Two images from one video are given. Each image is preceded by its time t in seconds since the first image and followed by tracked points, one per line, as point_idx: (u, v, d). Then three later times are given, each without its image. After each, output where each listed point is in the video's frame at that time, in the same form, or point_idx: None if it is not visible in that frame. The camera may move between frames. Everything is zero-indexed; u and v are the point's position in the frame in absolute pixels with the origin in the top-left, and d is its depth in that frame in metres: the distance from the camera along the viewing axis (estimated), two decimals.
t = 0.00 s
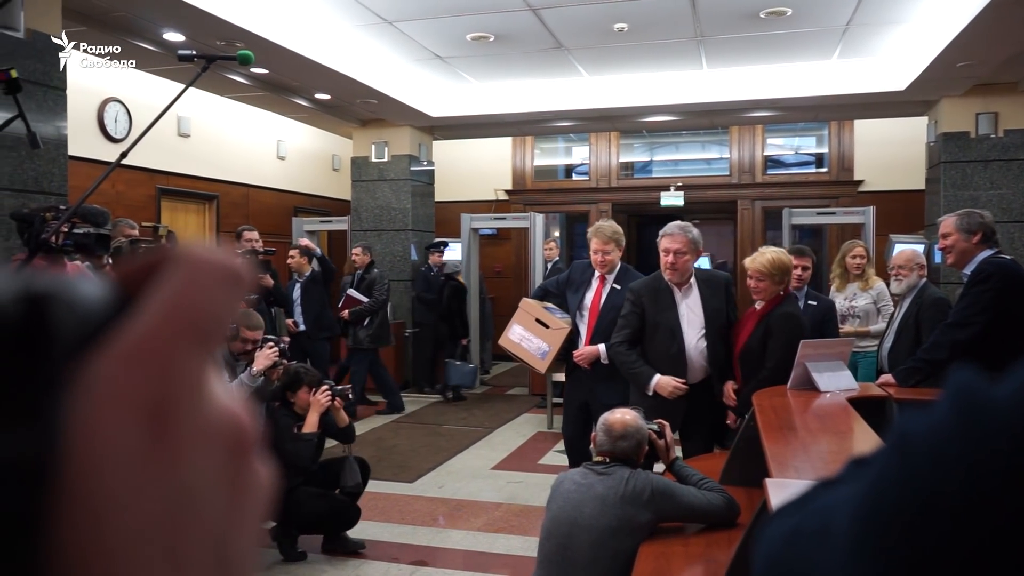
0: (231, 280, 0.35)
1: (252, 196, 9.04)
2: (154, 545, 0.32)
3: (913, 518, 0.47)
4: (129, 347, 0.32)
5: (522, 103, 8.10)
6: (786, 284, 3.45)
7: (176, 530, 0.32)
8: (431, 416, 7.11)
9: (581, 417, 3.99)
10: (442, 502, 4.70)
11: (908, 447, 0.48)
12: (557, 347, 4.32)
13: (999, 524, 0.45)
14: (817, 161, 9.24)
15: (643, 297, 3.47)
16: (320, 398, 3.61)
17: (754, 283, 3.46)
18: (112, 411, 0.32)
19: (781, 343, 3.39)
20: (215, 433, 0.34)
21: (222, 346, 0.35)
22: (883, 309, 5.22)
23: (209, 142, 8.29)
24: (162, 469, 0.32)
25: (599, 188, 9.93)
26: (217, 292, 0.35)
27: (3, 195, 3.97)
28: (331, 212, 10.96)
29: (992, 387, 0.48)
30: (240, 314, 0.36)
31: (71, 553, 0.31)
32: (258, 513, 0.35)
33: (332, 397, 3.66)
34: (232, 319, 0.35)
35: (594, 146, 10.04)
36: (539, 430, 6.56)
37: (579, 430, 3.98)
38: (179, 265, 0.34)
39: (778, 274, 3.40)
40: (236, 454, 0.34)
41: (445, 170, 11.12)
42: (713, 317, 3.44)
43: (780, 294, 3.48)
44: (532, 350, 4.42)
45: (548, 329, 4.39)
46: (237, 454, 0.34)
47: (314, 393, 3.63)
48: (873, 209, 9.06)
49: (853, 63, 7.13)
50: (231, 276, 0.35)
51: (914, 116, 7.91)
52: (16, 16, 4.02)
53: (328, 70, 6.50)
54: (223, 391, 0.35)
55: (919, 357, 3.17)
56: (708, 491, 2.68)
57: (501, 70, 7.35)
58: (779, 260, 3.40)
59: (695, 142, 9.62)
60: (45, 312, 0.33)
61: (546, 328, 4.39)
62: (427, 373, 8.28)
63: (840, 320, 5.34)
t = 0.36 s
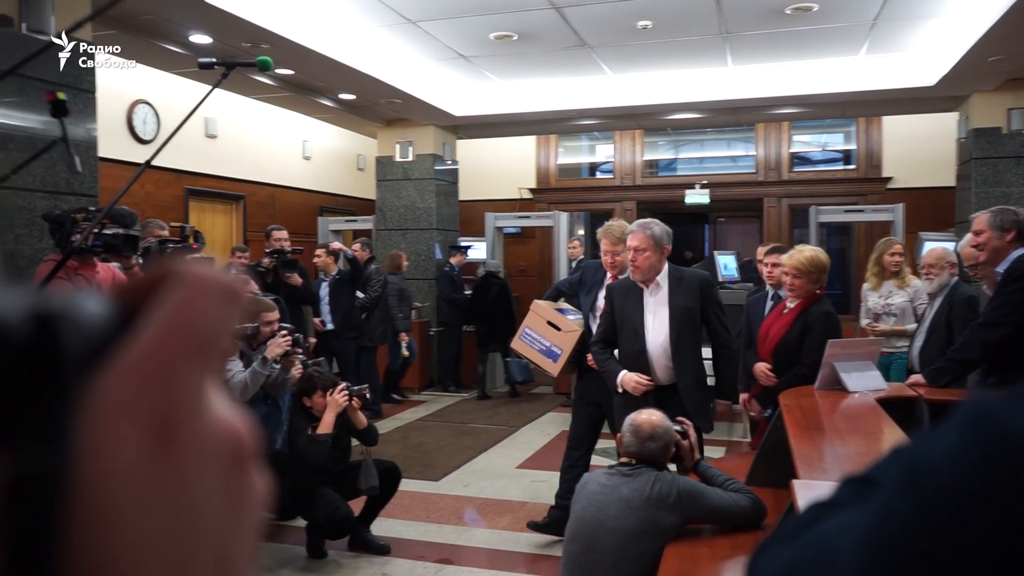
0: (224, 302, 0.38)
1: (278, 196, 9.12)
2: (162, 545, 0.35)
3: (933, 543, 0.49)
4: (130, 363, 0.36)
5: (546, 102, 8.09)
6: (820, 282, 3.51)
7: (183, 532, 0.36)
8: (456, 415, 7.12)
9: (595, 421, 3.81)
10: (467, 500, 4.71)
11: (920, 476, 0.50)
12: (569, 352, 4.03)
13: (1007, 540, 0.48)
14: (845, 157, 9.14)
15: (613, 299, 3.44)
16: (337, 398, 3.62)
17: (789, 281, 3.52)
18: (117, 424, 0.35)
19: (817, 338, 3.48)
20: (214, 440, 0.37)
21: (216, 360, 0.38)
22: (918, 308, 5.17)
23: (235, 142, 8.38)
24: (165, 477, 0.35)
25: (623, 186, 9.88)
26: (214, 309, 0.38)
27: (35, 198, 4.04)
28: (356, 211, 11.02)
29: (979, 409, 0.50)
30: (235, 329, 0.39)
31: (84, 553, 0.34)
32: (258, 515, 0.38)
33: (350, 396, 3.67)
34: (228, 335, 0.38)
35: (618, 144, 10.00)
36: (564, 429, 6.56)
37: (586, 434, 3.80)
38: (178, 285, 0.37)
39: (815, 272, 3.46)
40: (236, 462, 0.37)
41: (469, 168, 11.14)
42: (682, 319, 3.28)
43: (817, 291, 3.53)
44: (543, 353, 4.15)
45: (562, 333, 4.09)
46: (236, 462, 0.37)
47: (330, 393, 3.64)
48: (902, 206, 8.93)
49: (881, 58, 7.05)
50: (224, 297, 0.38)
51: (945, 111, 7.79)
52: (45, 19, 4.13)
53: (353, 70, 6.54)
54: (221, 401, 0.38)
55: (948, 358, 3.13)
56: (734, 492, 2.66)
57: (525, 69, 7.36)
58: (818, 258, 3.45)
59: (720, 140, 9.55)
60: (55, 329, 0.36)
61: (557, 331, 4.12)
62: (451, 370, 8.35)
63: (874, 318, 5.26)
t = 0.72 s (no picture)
0: (192, 285, 0.35)
1: (316, 194, 9.21)
2: (128, 542, 0.33)
3: None
4: (97, 353, 0.32)
5: (582, 98, 8.06)
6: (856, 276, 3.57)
7: (149, 526, 0.33)
8: (492, 412, 7.12)
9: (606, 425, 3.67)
10: (504, 497, 4.70)
11: (894, 505, 0.45)
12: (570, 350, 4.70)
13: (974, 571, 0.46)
14: (888, 151, 8.97)
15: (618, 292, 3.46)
16: (360, 395, 3.64)
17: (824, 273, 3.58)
18: (82, 417, 0.32)
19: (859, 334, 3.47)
20: (181, 432, 0.35)
21: (185, 347, 0.35)
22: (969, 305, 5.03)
23: (275, 142, 8.49)
24: (131, 475, 0.33)
25: (661, 182, 9.80)
26: (179, 297, 0.34)
27: (81, 198, 4.14)
28: (394, 209, 11.09)
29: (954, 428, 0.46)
30: (203, 317, 0.36)
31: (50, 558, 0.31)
32: (218, 500, 0.36)
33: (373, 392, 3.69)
34: (197, 323, 0.35)
35: (655, 140, 9.91)
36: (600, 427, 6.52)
37: (598, 437, 3.68)
38: (144, 273, 0.34)
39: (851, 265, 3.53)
40: (201, 449, 0.35)
41: (505, 166, 11.15)
42: (669, 313, 3.20)
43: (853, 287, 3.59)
44: (546, 352, 4.76)
45: (561, 333, 4.73)
46: (200, 450, 0.35)
47: (354, 390, 3.67)
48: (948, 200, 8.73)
49: (926, 50, 6.89)
50: (193, 281, 0.35)
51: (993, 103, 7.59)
52: (92, 24, 4.20)
53: (390, 69, 6.58)
54: (185, 386, 0.35)
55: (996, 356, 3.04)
56: (771, 491, 2.63)
57: (561, 66, 7.34)
58: (854, 253, 3.54)
59: (759, 135, 9.43)
60: (18, 321, 0.32)
61: (561, 331, 4.74)
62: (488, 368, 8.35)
63: (924, 315, 5.16)
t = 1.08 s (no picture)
0: (175, 290, 0.37)
1: (349, 196, 9.29)
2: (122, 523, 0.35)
3: (829, 557, 0.48)
4: (92, 348, 0.35)
5: (614, 98, 8.02)
6: (892, 278, 3.59)
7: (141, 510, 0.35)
8: (524, 414, 7.12)
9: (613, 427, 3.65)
10: (535, 498, 4.70)
11: (815, 502, 0.50)
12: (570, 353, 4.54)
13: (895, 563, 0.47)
14: (927, 149, 8.81)
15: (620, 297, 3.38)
16: (384, 394, 3.64)
17: (858, 272, 3.61)
18: (81, 412, 0.34)
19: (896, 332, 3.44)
20: (171, 423, 0.37)
21: (171, 346, 0.37)
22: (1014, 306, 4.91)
23: (308, 145, 8.57)
24: (127, 465, 0.35)
25: (693, 182, 9.72)
26: (167, 299, 0.37)
27: (120, 201, 4.22)
28: (425, 211, 11.14)
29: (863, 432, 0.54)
30: (187, 319, 0.38)
31: (55, 541, 0.33)
32: (205, 490, 0.39)
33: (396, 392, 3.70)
34: (182, 323, 0.38)
35: (688, 139, 9.83)
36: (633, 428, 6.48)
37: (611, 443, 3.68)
38: (134, 280, 0.36)
39: (886, 264, 3.55)
40: (189, 441, 0.37)
41: (537, 167, 11.14)
42: (663, 327, 3.09)
43: (891, 288, 3.57)
44: (545, 353, 4.62)
45: (562, 334, 4.57)
46: (189, 441, 0.37)
47: (379, 389, 3.67)
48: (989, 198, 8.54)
49: (965, 46, 6.76)
50: (175, 286, 0.37)
51: None
52: (129, 31, 4.28)
53: (422, 71, 6.62)
54: (173, 381, 0.38)
55: None
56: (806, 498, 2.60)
57: (592, 66, 7.32)
58: (889, 253, 3.56)
59: (794, 133, 9.32)
60: (18, 325, 0.33)
61: (560, 332, 4.58)
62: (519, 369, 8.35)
63: (965, 315, 5.05)
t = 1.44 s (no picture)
0: (195, 301, 0.36)
1: (376, 196, 9.34)
2: (145, 528, 0.35)
3: (946, 555, 0.46)
4: (115, 359, 0.34)
5: (641, 97, 7.99)
6: (924, 276, 3.57)
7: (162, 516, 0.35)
8: (550, 413, 7.11)
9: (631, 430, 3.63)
10: (562, 498, 4.69)
11: (925, 498, 0.47)
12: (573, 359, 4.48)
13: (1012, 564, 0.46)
14: (961, 147, 8.66)
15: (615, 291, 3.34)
16: (404, 394, 3.68)
17: (888, 271, 3.57)
18: (105, 420, 0.34)
19: (924, 333, 3.39)
20: (190, 430, 0.36)
21: (189, 355, 0.37)
22: None
23: (335, 146, 8.64)
24: (147, 472, 0.35)
25: (721, 181, 9.65)
26: (187, 311, 0.36)
27: (151, 202, 4.29)
28: (452, 210, 11.17)
29: (890, 438, 0.54)
30: (207, 327, 0.38)
31: (80, 544, 0.33)
32: (218, 492, 0.38)
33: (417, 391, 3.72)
34: (200, 332, 0.37)
35: (715, 138, 9.76)
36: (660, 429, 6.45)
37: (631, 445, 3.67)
38: (153, 291, 0.35)
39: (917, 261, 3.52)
40: (207, 446, 0.37)
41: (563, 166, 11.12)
42: (650, 325, 3.04)
43: (922, 286, 3.53)
44: (549, 359, 4.59)
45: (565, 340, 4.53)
46: (208, 447, 0.37)
47: (398, 388, 3.70)
48: None
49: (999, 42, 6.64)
50: (195, 298, 0.36)
51: None
52: (161, 34, 4.35)
53: (449, 72, 6.64)
54: (190, 390, 0.37)
55: None
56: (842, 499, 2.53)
57: (618, 65, 7.29)
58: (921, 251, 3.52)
59: (824, 131, 9.21)
60: (50, 334, 0.32)
61: (563, 338, 4.53)
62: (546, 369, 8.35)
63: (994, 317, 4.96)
